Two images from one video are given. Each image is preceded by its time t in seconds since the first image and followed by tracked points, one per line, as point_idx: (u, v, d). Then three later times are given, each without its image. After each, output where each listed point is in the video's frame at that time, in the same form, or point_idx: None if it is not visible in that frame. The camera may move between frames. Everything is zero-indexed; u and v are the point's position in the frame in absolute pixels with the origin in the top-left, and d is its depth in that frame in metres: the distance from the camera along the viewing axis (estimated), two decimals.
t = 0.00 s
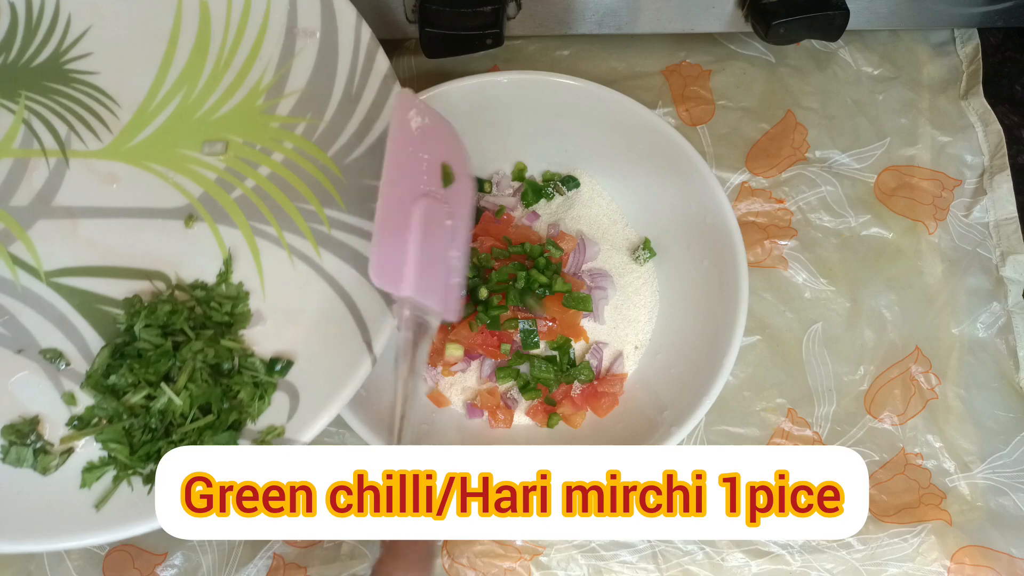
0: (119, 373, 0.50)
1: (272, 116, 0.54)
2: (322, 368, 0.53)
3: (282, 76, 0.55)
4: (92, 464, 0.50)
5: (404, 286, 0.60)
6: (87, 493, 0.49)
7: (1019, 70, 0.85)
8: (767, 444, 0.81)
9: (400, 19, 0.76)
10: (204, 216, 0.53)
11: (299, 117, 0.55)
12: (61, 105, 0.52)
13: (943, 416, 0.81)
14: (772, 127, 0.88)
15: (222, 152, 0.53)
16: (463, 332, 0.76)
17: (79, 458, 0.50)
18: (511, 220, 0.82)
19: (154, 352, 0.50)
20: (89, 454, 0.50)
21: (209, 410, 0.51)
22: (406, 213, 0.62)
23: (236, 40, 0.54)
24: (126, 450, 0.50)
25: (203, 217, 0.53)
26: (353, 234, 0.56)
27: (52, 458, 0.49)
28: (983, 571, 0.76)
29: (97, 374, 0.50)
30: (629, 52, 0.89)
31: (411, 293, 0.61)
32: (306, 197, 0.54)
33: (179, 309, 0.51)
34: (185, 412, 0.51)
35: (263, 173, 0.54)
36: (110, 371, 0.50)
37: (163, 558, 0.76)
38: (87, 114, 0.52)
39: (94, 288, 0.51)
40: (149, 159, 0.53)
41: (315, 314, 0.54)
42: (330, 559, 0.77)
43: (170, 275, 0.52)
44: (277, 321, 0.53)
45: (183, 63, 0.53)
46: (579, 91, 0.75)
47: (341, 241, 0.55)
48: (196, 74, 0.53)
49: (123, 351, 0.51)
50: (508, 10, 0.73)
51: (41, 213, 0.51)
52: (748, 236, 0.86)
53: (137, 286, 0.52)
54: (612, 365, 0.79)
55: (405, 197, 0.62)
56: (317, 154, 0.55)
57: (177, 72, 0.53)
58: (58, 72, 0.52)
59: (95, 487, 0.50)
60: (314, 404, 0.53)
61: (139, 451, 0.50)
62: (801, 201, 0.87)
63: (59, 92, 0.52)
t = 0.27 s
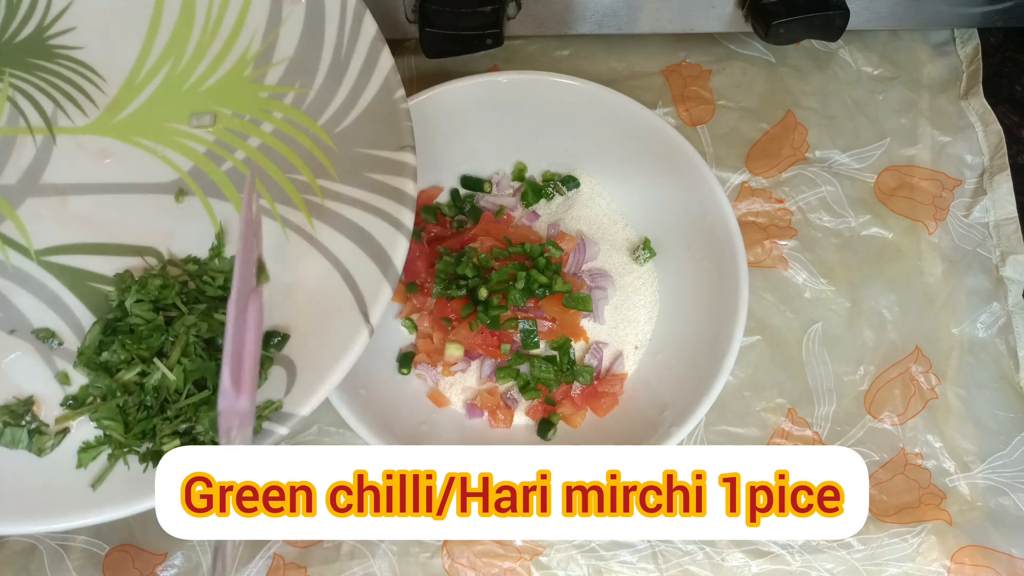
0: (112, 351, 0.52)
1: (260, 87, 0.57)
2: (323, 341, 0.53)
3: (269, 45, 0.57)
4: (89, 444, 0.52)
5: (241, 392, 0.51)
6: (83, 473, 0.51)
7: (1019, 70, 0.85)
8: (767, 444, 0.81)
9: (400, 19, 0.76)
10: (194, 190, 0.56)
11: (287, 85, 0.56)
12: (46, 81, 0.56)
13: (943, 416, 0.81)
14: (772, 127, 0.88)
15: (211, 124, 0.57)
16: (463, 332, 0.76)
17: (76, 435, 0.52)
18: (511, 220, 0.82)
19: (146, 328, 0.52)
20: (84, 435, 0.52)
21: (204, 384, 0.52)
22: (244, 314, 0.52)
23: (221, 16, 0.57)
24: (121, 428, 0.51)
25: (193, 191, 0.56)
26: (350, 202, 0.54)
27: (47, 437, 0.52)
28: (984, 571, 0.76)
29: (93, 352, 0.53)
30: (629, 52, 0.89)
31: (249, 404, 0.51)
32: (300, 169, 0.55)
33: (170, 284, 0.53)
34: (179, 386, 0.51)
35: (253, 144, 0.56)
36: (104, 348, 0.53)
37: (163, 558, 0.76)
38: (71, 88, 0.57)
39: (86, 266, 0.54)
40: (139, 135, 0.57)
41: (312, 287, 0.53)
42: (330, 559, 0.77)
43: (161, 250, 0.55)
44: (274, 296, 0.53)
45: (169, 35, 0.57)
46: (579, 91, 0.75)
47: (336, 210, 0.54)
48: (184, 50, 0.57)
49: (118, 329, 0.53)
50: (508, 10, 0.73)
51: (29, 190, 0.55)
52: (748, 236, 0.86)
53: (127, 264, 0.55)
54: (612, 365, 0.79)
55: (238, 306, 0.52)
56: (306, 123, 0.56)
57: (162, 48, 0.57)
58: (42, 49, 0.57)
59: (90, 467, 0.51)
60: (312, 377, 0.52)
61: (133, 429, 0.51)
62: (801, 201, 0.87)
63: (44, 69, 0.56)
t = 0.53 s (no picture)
0: (121, 361, 0.52)
1: (270, 95, 0.56)
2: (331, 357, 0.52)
3: (279, 54, 0.56)
4: (96, 455, 0.53)
5: (238, 434, 0.52)
6: (90, 485, 0.52)
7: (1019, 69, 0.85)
8: (768, 444, 0.81)
9: (400, 19, 0.76)
10: (202, 199, 0.56)
11: (297, 94, 0.56)
12: (54, 89, 0.56)
13: (944, 417, 0.80)
14: (772, 127, 0.88)
15: (221, 133, 0.56)
16: (463, 332, 0.76)
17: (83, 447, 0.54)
18: (511, 219, 0.82)
19: (153, 339, 0.52)
20: (90, 445, 0.54)
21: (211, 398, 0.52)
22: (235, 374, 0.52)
23: (232, 22, 0.56)
24: (128, 439, 0.52)
25: (202, 200, 0.56)
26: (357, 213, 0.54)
27: (55, 449, 0.53)
28: (985, 572, 0.75)
29: (101, 364, 0.53)
30: (630, 52, 0.88)
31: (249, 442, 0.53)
32: (308, 177, 0.55)
33: (178, 294, 0.53)
34: (187, 399, 0.52)
35: (262, 153, 0.56)
36: (112, 358, 0.53)
37: (162, 559, 0.76)
38: (81, 98, 0.56)
39: (93, 276, 0.55)
40: (145, 142, 0.56)
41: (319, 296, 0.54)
42: (330, 560, 0.76)
43: (169, 260, 0.55)
44: (282, 305, 0.53)
45: (178, 43, 0.56)
46: (579, 91, 0.75)
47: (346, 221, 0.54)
48: (194, 57, 0.56)
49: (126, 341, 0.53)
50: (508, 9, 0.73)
51: (38, 199, 0.55)
52: (749, 236, 0.86)
53: (136, 274, 0.55)
54: (612, 366, 0.79)
55: (227, 365, 0.52)
56: (317, 132, 0.55)
57: (172, 55, 0.56)
58: (53, 56, 0.56)
59: (97, 479, 0.52)
60: (319, 394, 0.52)
61: (141, 441, 0.52)
62: (801, 201, 0.86)
63: (53, 76, 0.56)
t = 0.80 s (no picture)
0: (125, 354, 0.52)
1: (270, 88, 0.57)
2: (334, 352, 0.53)
3: (279, 46, 0.57)
4: (101, 450, 0.52)
5: (240, 418, 0.47)
6: (95, 479, 0.51)
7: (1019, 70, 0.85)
8: (767, 444, 0.81)
9: (400, 19, 0.76)
10: (204, 192, 0.56)
11: (297, 87, 0.57)
12: (55, 85, 0.56)
13: (944, 417, 0.81)
14: (772, 127, 0.88)
15: (221, 126, 0.56)
16: (463, 332, 0.76)
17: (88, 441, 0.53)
18: (511, 220, 0.82)
19: (158, 330, 0.52)
20: (96, 440, 0.53)
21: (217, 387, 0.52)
22: (240, 350, 0.49)
23: (231, 16, 0.57)
24: (133, 432, 0.51)
25: (204, 193, 0.56)
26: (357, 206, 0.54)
27: (60, 443, 0.52)
28: (984, 571, 0.76)
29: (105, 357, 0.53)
30: (630, 52, 0.88)
31: (252, 425, 0.48)
32: (310, 169, 0.55)
33: (181, 286, 0.53)
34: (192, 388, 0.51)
35: (263, 145, 0.56)
36: (116, 351, 0.53)
37: (163, 559, 0.76)
38: (82, 93, 0.56)
39: (96, 270, 0.55)
40: (148, 136, 0.56)
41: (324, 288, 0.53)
42: (330, 559, 0.77)
43: (173, 253, 0.55)
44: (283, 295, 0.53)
45: (177, 38, 0.56)
46: (579, 91, 0.75)
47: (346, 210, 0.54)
48: (194, 51, 0.57)
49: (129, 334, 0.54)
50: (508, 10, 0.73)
51: (39, 195, 0.55)
52: (748, 236, 0.86)
53: (138, 267, 0.55)
54: (612, 366, 0.79)
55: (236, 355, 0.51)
56: (318, 124, 0.56)
57: (172, 48, 0.57)
58: (52, 53, 0.56)
59: (103, 473, 0.51)
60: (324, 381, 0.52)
61: (146, 433, 0.51)
62: (801, 201, 0.87)
63: (53, 72, 0.56)
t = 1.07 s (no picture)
0: (135, 352, 0.54)
1: (265, 88, 0.57)
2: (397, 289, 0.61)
3: (271, 48, 0.57)
4: (114, 447, 0.54)
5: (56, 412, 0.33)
6: (111, 474, 0.53)
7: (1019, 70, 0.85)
8: (767, 444, 0.81)
9: (400, 19, 0.76)
10: (205, 192, 0.56)
11: (292, 86, 0.57)
12: (55, 92, 0.55)
13: (944, 417, 0.80)
14: (772, 127, 0.88)
15: (218, 127, 0.56)
16: (463, 332, 0.76)
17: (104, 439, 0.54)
18: (511, 220, 0.82)
19: (167, 328, 0.54)
20: (109, 436, 0.54)
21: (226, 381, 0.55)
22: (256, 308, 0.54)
23: (225, 17, 0.56)
24: (147, 427, 0.54)
25: (204, 193, 0.56)
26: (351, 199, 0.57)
27: (74, 441, 0.53)
28: (984, 571, 0.75)
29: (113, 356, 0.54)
30: (630, 52, 0.88)
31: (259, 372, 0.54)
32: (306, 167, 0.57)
33: (187, 284, 0.55)
34: (203, 384, 0.55)
35: (260, 144, 0.56)
36: (125, 349, 0.54)
37: (163, 559, 0.76)
38: (80, 98, 0.55)
39: (102, 272, 0.54)
40: (145, 139, 0.56)
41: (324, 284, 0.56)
42: (330, 559, 0.77)
43: (176, 254, 0.56)
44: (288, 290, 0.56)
45: (173, 40, 0.56)
46: (579, 91, 0.75)
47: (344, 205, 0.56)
48: (189, 52, 0.56)
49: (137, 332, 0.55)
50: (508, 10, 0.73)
51: (42, 199, 0.54)
52: (749, 236, 0.86)
53: (142, 268, 0.55)
54: (612, 366, 0.79)
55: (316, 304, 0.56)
56: (314, 122, 0.57)
57: (167, 51, 0.56)
58: (48, 59, 0.55)
59: (118, 468, 0.54)
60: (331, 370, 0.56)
61: (159, 429, 0.54)
62: (801, 201, 0.87)
63: (51, 79, 0.55)
